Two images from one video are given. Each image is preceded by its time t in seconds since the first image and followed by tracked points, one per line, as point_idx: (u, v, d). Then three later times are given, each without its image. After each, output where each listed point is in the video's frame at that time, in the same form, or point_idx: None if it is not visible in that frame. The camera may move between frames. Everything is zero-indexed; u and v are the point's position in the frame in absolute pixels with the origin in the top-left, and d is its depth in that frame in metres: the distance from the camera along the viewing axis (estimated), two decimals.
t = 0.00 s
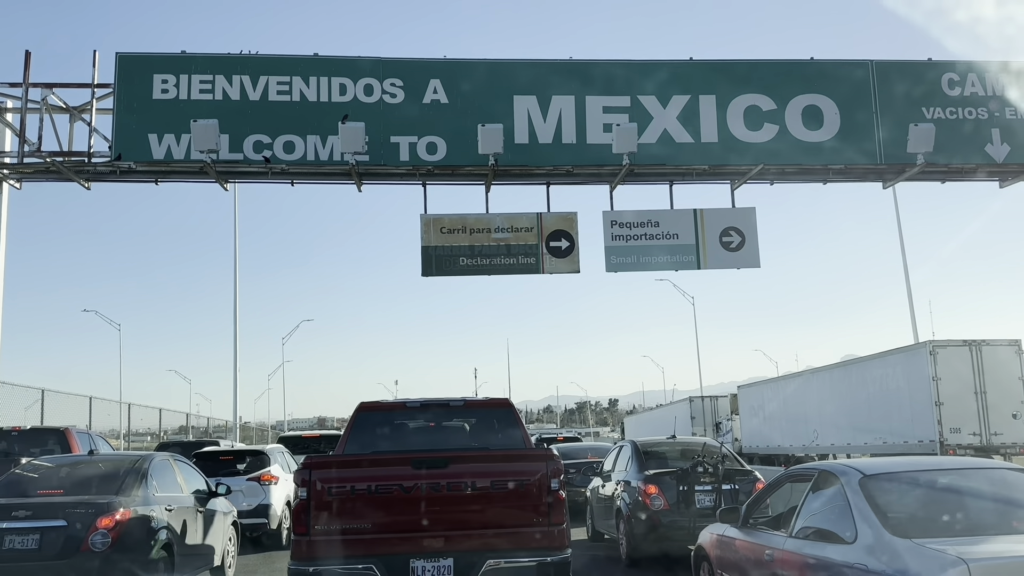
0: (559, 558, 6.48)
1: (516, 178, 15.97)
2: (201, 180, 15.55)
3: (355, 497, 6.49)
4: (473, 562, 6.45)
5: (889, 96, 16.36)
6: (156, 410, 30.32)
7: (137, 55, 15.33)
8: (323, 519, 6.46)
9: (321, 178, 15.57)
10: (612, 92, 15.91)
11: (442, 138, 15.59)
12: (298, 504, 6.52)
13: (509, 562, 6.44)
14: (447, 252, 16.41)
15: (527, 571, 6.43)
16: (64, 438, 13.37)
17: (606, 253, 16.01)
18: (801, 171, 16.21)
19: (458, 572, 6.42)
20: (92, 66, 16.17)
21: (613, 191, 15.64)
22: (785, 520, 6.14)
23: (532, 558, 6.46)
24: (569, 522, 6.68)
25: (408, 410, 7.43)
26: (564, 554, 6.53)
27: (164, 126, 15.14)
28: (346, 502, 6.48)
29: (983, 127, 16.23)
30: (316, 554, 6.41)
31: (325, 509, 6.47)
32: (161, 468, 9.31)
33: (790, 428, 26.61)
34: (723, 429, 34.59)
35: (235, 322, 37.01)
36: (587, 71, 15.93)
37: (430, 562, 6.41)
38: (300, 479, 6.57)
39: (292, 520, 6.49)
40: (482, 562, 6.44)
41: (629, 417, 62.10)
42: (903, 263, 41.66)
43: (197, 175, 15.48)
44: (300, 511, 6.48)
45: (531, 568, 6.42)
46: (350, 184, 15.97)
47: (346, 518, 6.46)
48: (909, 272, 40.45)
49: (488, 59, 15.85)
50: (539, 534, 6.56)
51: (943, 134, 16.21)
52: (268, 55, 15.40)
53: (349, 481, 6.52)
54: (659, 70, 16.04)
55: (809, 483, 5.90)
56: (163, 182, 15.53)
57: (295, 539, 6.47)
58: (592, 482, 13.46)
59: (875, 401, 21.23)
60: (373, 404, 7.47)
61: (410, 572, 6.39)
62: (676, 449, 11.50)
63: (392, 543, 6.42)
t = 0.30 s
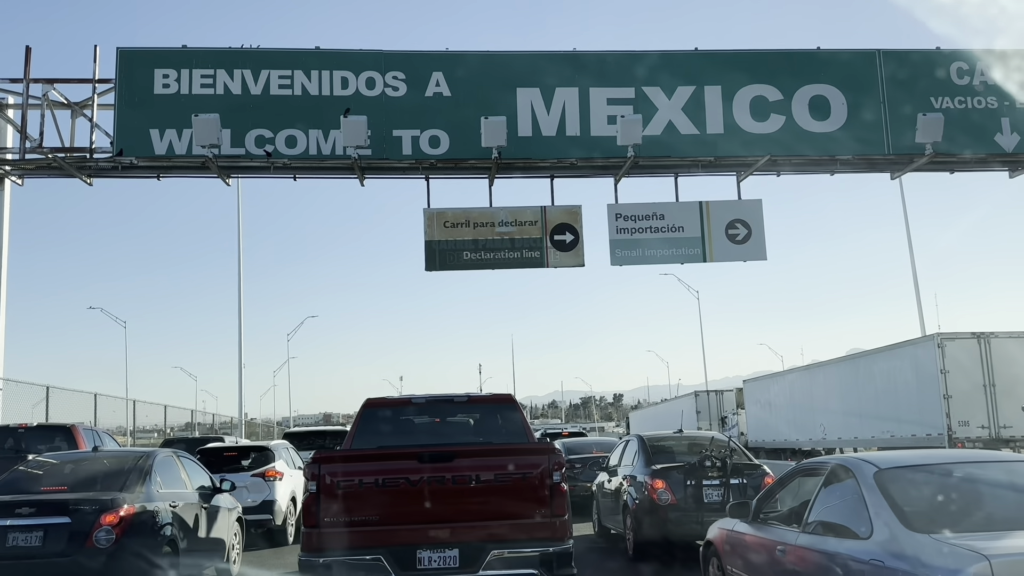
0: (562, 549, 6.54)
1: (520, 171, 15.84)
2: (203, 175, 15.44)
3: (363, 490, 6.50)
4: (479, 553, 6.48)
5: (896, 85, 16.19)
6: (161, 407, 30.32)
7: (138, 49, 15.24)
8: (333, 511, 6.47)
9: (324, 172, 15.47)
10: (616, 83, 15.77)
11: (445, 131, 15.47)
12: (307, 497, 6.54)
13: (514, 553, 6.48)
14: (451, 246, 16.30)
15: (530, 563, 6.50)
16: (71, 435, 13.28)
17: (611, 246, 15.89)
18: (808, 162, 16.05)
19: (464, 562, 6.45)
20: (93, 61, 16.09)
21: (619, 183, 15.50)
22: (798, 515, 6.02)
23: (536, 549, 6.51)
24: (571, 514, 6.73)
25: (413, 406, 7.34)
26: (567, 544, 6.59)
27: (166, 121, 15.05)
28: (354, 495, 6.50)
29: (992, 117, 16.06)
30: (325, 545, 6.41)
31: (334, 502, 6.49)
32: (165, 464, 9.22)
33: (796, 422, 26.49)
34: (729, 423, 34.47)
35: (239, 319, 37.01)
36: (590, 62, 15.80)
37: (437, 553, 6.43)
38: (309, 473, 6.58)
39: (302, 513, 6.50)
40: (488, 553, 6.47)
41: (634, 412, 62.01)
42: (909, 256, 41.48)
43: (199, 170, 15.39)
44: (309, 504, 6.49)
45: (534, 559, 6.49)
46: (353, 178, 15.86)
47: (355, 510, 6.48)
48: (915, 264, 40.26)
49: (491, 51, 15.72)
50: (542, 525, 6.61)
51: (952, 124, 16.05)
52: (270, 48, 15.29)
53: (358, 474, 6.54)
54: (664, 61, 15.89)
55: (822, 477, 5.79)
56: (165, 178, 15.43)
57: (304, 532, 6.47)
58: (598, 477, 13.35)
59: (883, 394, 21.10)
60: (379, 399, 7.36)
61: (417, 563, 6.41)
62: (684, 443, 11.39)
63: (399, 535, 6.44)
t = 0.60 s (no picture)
0: (568, 539, 6.55)
1: (529, 162, 15.67)
2: (210, 168, 15.33)
3: (375, 482, 6.56)
4: (488, 543, 6.52)
5: (912, 72, 15.93)
6: (171, 402, 30.32)
7: (144, 41, 15.13)
8: (345, 502, 6.54)
9: (331, 164, 15.34)
10: (626, 72, 15.58)
11: (453, 122, 15.31)
12: (322, 489, 6.61)
13: (520, 543, 6.50)
14: (459, 238, 16.15)
15: (536, 553, 6.50)
16: (80, 430, 13.32)
17: (622, 237, 15.71)
18: (822, 150, 15.81)
19: (473, 552, 6.49)
20: (99, 53, 15.98)
21: (629, 174, 15.31)
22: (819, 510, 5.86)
23: (543, 539, 6.52)
24: (578, 504, 6.73)
25: (425, 401, 7.25)
26: (573, 534, 6.59)
27: (172, 113, 14.94)
28: (367, 487, 6.55)
29: (1009, 104, 15.80)
30: (340, 536, 6.49)
31: (347, 494, 6.55)
32: (172, 458, 9.12)
33: (809, 414, 26.29)
34: (741, 415, 34.28)
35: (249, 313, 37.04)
36: (600, 51, 15.59)
37: (446, 542, 6.48)
38: (324, 465, 6.65)
39: (317, 504, 6.57)
40: (497, 542, 6.51)
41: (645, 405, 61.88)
42: (923, 247, 41.12)
43: (206, 163, 15.27)
44: (324, 496, 6.57)
45: (541, 549, 6.50)
46: (360, 170, 15.72)
47: (368, 502, 6.54)
48: (928, 255, 39.91)
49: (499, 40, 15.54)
50: (547, 515, 6.62)
51: (968, 111, 15.80)
52: (276, 39, 15.15)
53: (370, 466, 6.58)
54: (675, 49, 15.67)
55: (843, 471, 5.61)
56: (171, 171, 15.32)
57: (320, 523, 6.54)
58: (609, 470, 13.19)
59: (897, 385, 20.87)
60: (391, 394, 7.26)
61: (427, 552, 6.46)
62: (697, 436, 11.22)
63: (410, 525, 6.49)
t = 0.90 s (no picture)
0: (579, 532, 6.39)
1: (543, 153, 15.47)
2: (221, 161, 15.22)
3: (391, 478, 6.41)
4: (502, 535, 6.37)
5: (933, 59, 15.62)
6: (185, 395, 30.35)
7: (154, 33, 15.01)
8: (362, 497, 6.40)
9: (343, 157, 15.18)
10: (641, 61, 15.35)
11: (466, 113, 15.13)
12: (339, 485, 6.46)
13: (534, 536, 6.34)
14: (472, 231, 15.99)
15: (549, 546, 6.34)
16: (93, 425, 13.19)
17: (637, 229, 15.50)
18: (842, 140, 15.53)
19: (488, 545, 6.34)
20: (110, 46, 15.90)
21: (645, 165, 15.09)
22: (848, 511, 5.66)
23: (554, 532, 6.36)
24: (589, 498, 6.57)
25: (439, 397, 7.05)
26: (586, 527, 6.43)
27: (183, 106, 14.83)
28: (383, 483, 6.41)
29: None
30: (356, 530, 6.34)
31: (365, 489, 6.40)
32: (182, 455, 9.00)
33: (826, 408, 26.00)
34: (756, 409, 34.01)
35: (262, 307, 37.06)
36: (614, 40, 15.38)
37: (462, 535, 6.33)
38: (342, 461, 6.51)
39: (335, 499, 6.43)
40: (511, 535, 6.35)
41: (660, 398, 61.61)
42: (942, 239, 40.60)
43: (216, 155, 15.15)
44: (341, 491, 6.43)
45: (553, 542, 6.34)
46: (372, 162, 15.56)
47: (384, 496, 6.40)
48: (947, 247, 39.41)
49: (512, 29, 15.33)
50: (559, 509, 6.46)
51: (991, 99, 15.49)
52: (287, 31, 15.00)
53: (386, 462, 6.44)
54: (691, 38, 15.42)
55: (874, 470, 5.41)
56: (183, 164, 15.21)
57: (337, 517, 6.40)
58: (625, 466, 13.01)
59: (916, 379, 20.57)
60: (406, 390, 7.07)
61: (443, 545, 6.31)
62: (715, 431, 11.02)
63: (426, 519, 6.34)
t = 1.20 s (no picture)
0: (591, 525, 6.23)
1: (560, 144, 15.26)
2: (237, 153, 15.12)
3: (410, 470, 6.27)
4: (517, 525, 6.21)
5: (960, 47, 15.28)
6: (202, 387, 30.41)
7: (169, 24, 14.92)
8: (380, 488, 6.26)
9: (359, 148, 15.04)
10: (661, 50, 15.10)
11: (482, 104, 14.95)
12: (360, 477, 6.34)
13: (547, 527, 6.18)
14: (488, 224, 15.82)
15: (562, 537, 6.19)
16: (107, 419, 13.22)
17: (656, 222, 15.28)
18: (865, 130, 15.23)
19: (504, 536, 6.19)
20: (125, 37, 15.83)
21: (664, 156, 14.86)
22: (878, 512, 5.44)
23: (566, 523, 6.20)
24: (602, 492, 6.40)
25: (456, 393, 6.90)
26: (597, 519, 6.27)
27: (199, 97, 14.74)
28: (402, 475, 6.27)
29: None
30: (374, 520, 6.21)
31: (386, 481, 6.26)
32: (194, 448, 8.90)
33: (847, 403, 25.66)
34: (775, 404, 33.68)
35: (280, 300, 37.07)
36: (633, 28, 15.13)
37: (478, 526, 6.19)
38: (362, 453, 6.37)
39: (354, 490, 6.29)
40: (524, 527, 6.20)
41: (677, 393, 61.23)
42: (965, 233, 40.01)
43: (232, 147, 15.05)
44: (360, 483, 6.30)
45: (566, 533, 6.18)
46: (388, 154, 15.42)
47: (402, 488, 6.26)
48: (971, 240, 38.81)
49: (529, 19, 15.12)
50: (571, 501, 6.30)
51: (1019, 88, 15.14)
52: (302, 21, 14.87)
53: (405, 454, 6.29)
54: (712, 26, 15.15)
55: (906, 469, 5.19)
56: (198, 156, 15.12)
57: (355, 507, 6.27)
58: (644, 462, 12.80)
59: (939, 374, 20.21)
60: (426, 386, 6.92)
61: (459, 536, 6.17)
62: (736, 427, 10.81)
63: (442, 509, 6.21)
